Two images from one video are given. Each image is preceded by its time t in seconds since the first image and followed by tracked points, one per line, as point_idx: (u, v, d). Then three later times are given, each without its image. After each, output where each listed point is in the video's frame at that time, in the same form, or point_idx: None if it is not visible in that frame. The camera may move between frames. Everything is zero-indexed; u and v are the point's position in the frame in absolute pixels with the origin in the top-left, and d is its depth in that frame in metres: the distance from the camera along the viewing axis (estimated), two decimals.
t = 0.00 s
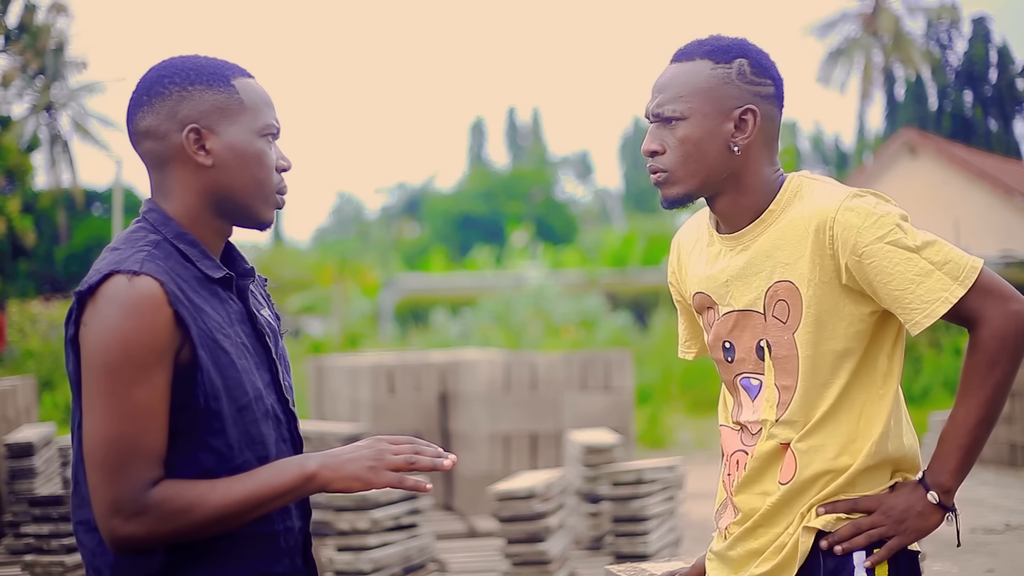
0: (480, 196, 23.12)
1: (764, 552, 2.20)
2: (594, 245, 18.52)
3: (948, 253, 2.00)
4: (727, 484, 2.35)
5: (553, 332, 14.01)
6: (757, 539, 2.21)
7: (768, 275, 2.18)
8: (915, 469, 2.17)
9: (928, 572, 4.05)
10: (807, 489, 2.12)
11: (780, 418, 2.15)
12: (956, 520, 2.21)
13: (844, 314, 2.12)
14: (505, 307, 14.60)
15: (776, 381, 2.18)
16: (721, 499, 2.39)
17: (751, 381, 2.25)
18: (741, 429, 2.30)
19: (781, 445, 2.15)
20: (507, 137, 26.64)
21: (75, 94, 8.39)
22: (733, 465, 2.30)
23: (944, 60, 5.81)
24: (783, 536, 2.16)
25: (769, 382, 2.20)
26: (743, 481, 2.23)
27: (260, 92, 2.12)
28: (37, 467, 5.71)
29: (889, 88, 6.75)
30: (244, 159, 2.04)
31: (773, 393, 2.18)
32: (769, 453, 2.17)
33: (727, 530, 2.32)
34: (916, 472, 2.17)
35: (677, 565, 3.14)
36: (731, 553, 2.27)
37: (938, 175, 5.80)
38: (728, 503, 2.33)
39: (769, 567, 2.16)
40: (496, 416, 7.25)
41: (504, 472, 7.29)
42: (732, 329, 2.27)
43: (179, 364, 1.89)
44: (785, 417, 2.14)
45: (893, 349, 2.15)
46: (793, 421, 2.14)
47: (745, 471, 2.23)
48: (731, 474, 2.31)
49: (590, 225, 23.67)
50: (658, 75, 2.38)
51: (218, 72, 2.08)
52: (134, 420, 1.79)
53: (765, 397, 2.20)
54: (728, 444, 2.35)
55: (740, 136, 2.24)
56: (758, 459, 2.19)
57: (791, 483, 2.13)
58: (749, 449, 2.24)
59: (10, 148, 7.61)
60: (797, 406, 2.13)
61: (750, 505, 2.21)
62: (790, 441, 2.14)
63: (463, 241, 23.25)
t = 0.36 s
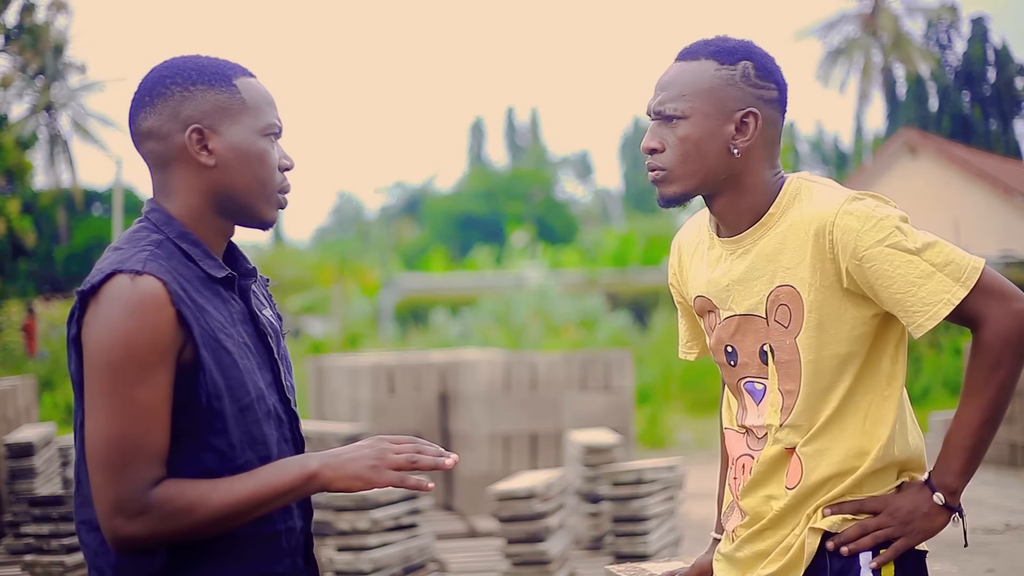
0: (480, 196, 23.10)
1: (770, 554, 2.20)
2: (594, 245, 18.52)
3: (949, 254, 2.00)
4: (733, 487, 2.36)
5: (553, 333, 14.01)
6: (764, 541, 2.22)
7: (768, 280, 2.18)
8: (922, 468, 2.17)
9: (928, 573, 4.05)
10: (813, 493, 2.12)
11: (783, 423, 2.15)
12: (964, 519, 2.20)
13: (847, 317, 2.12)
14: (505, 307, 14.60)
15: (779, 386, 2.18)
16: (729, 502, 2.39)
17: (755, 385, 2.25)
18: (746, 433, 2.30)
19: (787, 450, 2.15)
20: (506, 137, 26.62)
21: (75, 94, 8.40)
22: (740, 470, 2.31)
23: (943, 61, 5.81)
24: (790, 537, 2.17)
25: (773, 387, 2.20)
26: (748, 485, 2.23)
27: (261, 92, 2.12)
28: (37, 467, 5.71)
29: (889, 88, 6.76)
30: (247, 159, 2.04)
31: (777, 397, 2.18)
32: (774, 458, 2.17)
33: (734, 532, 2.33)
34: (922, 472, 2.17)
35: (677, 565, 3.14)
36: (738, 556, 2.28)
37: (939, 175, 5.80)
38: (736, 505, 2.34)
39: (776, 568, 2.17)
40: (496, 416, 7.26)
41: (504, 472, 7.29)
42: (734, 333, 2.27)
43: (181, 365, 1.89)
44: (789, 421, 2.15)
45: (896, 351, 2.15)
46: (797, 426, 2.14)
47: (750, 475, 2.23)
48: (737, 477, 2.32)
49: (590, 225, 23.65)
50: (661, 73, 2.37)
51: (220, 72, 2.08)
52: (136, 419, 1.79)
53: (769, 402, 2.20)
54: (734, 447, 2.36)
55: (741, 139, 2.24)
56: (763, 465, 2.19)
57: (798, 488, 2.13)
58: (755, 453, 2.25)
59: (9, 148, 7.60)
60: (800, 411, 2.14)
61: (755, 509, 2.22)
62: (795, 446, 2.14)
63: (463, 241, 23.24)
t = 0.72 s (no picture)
0: (480, 195, 23.08)
1: (776, 555, 2.20)
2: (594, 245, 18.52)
3: (951, 254, 2.00)
4: (737, 490, 2.35)
5: (553, 332, 14.01)
6: (769, 542, 2.22)
7: (770, 283, 2.18)
8: (926, 468, 2.17)
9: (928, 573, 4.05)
10: (819, 494, 2.12)
11: (788, 425, 2.15)
12: (968, 520, 2.20)
13: (850, 319, 2.12)
14: (505, 306, 14.60)
15: (782, 388, 2.18)
16: (732, 505, 2.39)
17: (758, 388, 2.25)
18: (748, 435, 2.29)
19: (791, 452, 2.15)
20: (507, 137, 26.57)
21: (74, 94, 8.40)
22: (743, 472, 2.30)
23: (943, 60, 5.81)
24: (795, 538, 2.17)
25: (776, 389, 2.19)
26: (752, 487, 2.23)
27: (266, 97, 2.07)
28: (37, 467, 5.71)
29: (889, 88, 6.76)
30: (246, 174, 2.03)
31: (780, 399, 2.18)
32: (779, 461, 2.17)
33: (739, 535, 2.33)
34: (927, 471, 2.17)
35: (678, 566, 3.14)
36: (743, 557, 2.28)
37: (939, 175, 5.80)
38: (739, 508, 2.34)
39: (781, 569, 2.17)
40: (496, 416, 7.26)
41: (504, 472, 7.30)
42: (736, 336, 2.27)
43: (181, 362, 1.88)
44: (793, 424, 2.14)
45: (899, 352, 2.15)
46: (801, 428, 2.13)
47: (754, 478, 2.23)
48: (741, 481, 2.31)
49: (591, 224, 23.64)
50: (669, 73, 2.37)
51: (222, 80, 2.03)
52: (197, 387, 1.81)
53: (772, 404, 2.20)
54: (736, 450, 2.35)
55: (745, 143, 2.24)
56: (768, 466, 2.19)
57: (803, 490, 2.13)
58: (758, 455, 2.24)
59: (9, 148, 7.59)
60: (804, 413, 2.13)
61: (760, 511, 2.22)
62: (800, 448, 2.14)
63: (463, 241, 23.24)
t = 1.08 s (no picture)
0: (480, 196, 23.07)
1: (778, 554, 2.20)
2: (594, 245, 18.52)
3: (949, 252, 2.00)
4: (738, 491, 2.35)
5: (553, 332, 14.02)
6: (771, 542, 2.22)
7: (768, 283, 2.18)
8: (926, 467, 2.17)
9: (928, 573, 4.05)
10: (820, 493, 2.12)
11: (789, 424, 2.15)
12: (968, 517, 2.21)
13: (850, 317, 2.12)
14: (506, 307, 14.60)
15: (782, 387, 2.18)
16: (733, 506, 2.39)
17: (758, 387, 2.25)
18: (748, 435, 2.29)
19: (792, 451, 2.15)
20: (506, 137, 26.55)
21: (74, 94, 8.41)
22: (744, 473, 2.29)
23: (943, 60, 5.82)
24: (797, 537, 2.17)
25: (775, 388, 2.19)
26: (753, 488, 2.23)
27: (298, 102, 2.09)
28: (37, 467, 5.71)
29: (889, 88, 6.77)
30: (285, 175, 2.04)
31: (780, 398, 2.18)
32: (780, 461, 2.17)
33: (740, 536, 2.33)
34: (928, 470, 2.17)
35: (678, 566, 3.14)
36: (746, 557, 2.28)
37: (939, 176, 5.80)
38: (740, 509, 2.34)
39: (784, 568, 2.17)
40: (496, 416, 7.27)
41: (504, 472, 7.30)
42: (734, 336, 2.27)
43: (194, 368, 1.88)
44: (795, 423, 2.14)
45: (899, 353, 2.15)
46: (802, 427, 2.13)
47: (755, 479, 2.23)
48: (742, 481, 2.30)
49: (591, 225, 23.65)
50: (663, 79, 2.38)
51: (256, 84, 2.04)
52: (196, 398, 1.79)
53: (772, 404, 2.20)
54: (736, 451, 2.35)
55: (743, 145, 2.24)
56: (769, 467, 2.19)
57: (805, 489, 2.13)
58: (760, 456, 2.24)
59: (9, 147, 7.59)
60: (804, 412, 2.13)
61: (762, 511, 2.22)
62: (801, 447, 2.14)
63: (464, 241, 23.23)
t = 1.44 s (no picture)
0: (480, 195, 23.07)
1: (776, 554, 2.20)
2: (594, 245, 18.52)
3: (950, 252, 2.00)
4: (737, 491, 2.35)
5: (553, 332, 14.03)
6: (769, 542, 2.22)
7: (770, 282, 2.18)
8: (926, 468, 2.17)
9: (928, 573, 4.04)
10: (819, 493, 2.12)
11: (789, 424, 2.15)
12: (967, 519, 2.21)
13: (850, 317, 2.12)
14: (506, 307, 14.61)
15: (783, 387, 2.18)
16: (732, 505, 2.39)
17: (758, 387, 2.25)
18: (748, 434, 2.29)
19: (792, 450, 2.15)
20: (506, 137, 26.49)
21: (74, 94, 8.44)
22: (743, 473, 2.29)
23: (944, 60, 5.83)
24: (796, 537, 2.17)
25: (776, 387, 2.19)
26: (753, 488, 2.23)
27: (262, 93, 2.08)
28: (37, 467, 5.71)
29: (889, 87, 6.77)
30: (237, 162, 2.02)
31: (780, 398, 2.18)
32: (779, 461, 2.17)
33: (739, 535, 2.33)
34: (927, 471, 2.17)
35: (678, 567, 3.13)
36: (744, 557, 2.28)
37: (939, 176, 5.81)
38: (740, 509, 2.34)
39: (783, 567, 2.17)
40: (496, 416, 7.27)
41: (504, 472, 7.30)
42: (735, 336, 2.27)
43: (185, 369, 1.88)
44: (794, 422, 2.14)
45: (898, 353, 2.15)
46: (801, 426, 2.13)
47: (754, 478, 2.23)
48: (741, 481, 2.30)
49: (591, 225, 23.66)
50: (663, 80, 2.37)
51: (218, 75, 2.05)
52: (190, 407, 1.80)
53: (772, 403, 2.20)
54: (735, 451, 2.35)
55: (745, 145, 2.24)
56: (768, 466, 2.19)
57: (804, 489, 2.13)
58: (760, 455, 2.24)
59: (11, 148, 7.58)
60: (804, 412, 2.13)
61: (761, 511, 2.22)
62: (800, 446, 2.14)
63: (463, 241, 23.22)
